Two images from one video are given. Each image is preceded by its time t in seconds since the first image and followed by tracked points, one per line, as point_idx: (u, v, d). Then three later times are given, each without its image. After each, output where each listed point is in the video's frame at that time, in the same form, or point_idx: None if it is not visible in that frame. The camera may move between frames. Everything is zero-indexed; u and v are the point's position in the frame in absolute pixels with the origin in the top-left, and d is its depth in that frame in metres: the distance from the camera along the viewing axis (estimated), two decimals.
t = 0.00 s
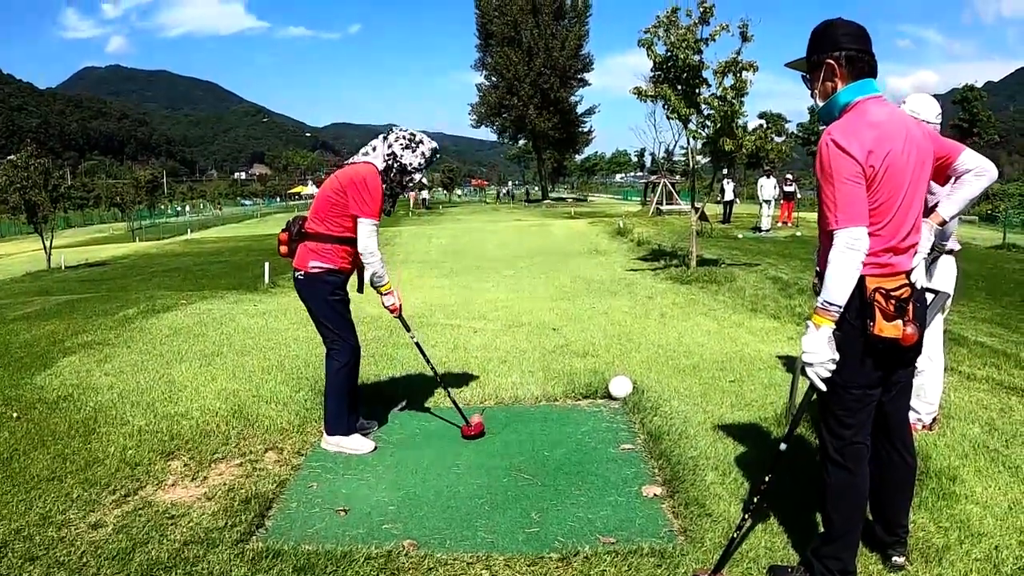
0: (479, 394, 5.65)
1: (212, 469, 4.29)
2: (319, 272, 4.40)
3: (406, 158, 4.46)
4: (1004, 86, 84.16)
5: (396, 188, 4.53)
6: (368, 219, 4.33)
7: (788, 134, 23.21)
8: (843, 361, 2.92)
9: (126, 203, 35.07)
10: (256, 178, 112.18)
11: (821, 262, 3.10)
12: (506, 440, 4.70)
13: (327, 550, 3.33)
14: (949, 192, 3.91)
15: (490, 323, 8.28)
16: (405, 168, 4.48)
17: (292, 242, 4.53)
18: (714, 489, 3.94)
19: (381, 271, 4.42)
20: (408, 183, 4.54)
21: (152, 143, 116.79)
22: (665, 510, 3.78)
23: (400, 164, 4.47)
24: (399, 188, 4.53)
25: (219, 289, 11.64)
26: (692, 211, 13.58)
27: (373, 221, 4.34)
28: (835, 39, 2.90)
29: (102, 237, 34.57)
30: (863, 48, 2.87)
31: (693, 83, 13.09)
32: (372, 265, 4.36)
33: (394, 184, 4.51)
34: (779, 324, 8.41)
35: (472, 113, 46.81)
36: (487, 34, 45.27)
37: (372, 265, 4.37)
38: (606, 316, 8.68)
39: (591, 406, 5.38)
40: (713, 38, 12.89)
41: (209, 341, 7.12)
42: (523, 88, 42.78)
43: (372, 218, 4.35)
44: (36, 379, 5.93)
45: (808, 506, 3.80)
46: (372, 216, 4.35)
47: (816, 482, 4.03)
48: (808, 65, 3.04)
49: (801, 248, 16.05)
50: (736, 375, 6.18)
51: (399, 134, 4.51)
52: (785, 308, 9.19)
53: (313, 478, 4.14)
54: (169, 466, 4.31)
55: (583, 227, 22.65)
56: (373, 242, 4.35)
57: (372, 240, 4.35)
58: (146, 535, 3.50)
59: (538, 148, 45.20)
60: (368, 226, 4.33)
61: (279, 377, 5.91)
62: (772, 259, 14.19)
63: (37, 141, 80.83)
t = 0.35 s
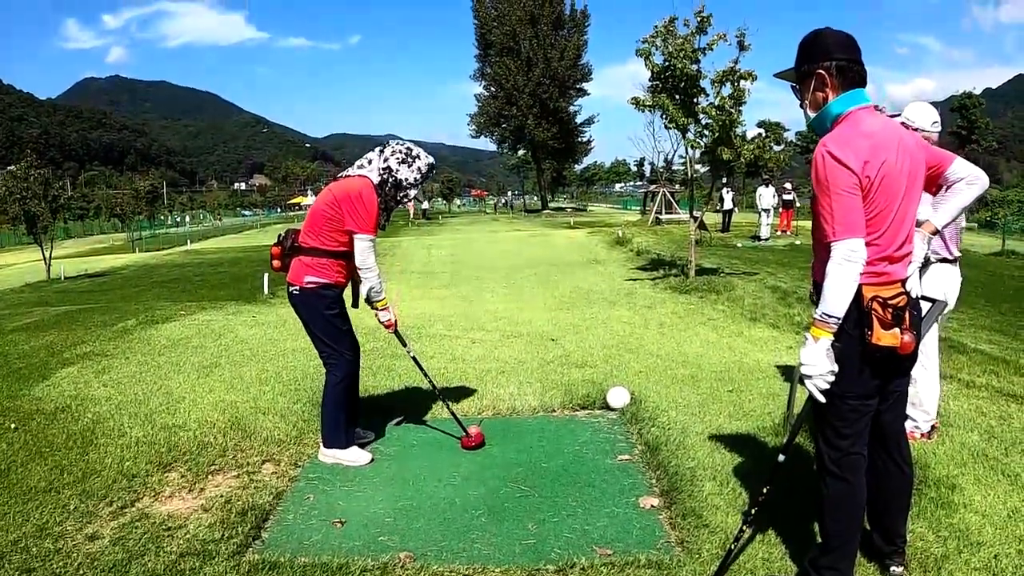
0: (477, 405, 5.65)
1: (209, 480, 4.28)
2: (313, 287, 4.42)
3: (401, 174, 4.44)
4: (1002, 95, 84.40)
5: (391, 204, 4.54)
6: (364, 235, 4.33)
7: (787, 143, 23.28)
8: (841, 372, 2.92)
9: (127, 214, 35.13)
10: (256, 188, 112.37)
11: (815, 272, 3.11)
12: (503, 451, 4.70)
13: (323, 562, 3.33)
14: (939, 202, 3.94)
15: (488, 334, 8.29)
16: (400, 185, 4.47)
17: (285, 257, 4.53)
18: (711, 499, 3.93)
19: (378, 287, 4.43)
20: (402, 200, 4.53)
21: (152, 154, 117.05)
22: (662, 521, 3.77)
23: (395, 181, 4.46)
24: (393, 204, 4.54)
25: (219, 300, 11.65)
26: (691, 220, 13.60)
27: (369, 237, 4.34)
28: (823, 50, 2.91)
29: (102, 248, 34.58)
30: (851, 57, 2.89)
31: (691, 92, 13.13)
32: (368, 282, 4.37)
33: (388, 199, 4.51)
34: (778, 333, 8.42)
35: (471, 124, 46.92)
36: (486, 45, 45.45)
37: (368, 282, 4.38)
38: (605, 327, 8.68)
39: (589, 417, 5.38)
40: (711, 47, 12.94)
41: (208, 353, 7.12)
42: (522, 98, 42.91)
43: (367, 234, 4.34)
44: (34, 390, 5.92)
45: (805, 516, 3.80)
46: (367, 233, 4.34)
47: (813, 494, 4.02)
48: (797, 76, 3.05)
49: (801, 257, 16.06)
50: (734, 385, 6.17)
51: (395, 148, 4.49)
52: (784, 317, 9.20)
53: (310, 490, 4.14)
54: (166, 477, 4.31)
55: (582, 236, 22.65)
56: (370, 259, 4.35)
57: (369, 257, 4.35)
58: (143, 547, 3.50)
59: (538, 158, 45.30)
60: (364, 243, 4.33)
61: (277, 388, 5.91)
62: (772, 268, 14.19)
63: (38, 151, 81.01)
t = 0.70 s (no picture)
0: (474, 416, 5.66)
1: (207, 492, 4.29)
2: (308, 298, 4.45)
3: (398, 190, 4.44)
4: (996, 105, 84.95)
5: (389, 218, 4.54)
6: (357, 247, 4.36)
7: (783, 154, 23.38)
8: (838, 384, 2.94)
9: (125, 224, 35.13)
10: (254, 199, 112.46)
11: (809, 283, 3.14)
12: (500, 462, 4.72)
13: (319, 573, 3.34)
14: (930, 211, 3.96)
15: (486, 345, 8.30)
16: (396, 200, 4.47)
17: (285, 268, 4.61)
18: (708, 510, 3.95)
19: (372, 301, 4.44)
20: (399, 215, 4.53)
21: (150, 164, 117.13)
22: (658, 531, 3.79)
23: (392, 196, 4.46)
24: (391, 217, 4.54)
25: (216, 311, 11.66)
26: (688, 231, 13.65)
27: (363, 250, 4.37)
28: (810, 65, 2.96)
29: (100, 258, 34.58)
30: (838, 71, 2.92)
31: (687, 103, 13.21)
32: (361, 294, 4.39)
33: (385, 213, 4.51)
34: (774, 343, 8.45)
35: (468, 134, 47.07)
36: (483, 56, 45.65)
37: (362, 295, 4.40)
38: (602, 337, 8.70)
39: (585, 428, 5.40)
40: (707, 58, 13.02)
41: (206, 364, 7.13)
42: (519, 109, 43.06)
43: (361, 247, 4.36)
44: (31, 401, 5.92)
45: (802, 526, 3.81)
46: (361, 245, 4.37)
47: (808, 504, 4.04)
48: (786, 90, 3.09)
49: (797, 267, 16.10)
50: (730, 395, 6.19)
51: (393, 163, 4.50)
52: (780, 327, 9.22)
53: (308, 501, 4.15)
54: (164, 488, 4.31)
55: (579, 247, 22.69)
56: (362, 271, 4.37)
57: (362, 269, 4.38)
58: (141, 558, 3.51)
59: (535, 168, 45.42)
60: (358, 255, 4.36)
61: (273, 400, 5.92)
62: (769, 278, 14.23)
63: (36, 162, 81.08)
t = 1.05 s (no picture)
0: (473, 426, 5.64)
1: (206, 502, 4.27)
2: (305, 306, 4.47)
3: (396, 204, 4.43)
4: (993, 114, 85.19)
5: (389, 231, 4.50)
6: (354, 257, 4.34)
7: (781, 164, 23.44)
8: (839, 392, 2.93)
9: (123, 236, 35.11)
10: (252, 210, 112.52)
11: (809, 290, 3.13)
12: (499, 472, 4.70)
13: None
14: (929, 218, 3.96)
15: (484, 356, 8.28)
16: (395, 214, 4.45)
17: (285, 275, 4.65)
18: (708, 519, 3.92)
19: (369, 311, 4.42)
20: (398, 228, 4.50)
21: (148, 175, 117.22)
22: (659, 541, 3.77)
23: (391, 209, 4.44)
24: (392, 230, 4.50)
25: (214, 322, 11.65)
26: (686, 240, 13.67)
27: (360, 259, 4.35)
28: (809, 72, 2.96)
29: (98, 270, 34.56)
30: (837, 79, 2.92)
31: (685, 113, 13.26)
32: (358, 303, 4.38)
33: (386, 226, 4.47)
34: (774, 352, 8.43)
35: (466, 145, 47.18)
36: (481, 67, 45.81)
37: (358, 304, 4.38)
38: (601, 347, 8.69)
39: (585, 438, 5.39)
40: (705, 68, 13.07)
41: (204, 375, 7.10)
42: (517, 120, 43.18)
43: (358, 256, 4.35)
44: (28, 412, 5.90)
45: (803, 535, 3.79)
46: (358, 255, 4.35)
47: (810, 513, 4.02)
48: (786, 98, 3.09)
49: (796, 276, 16.11)
50: (730, 404, 6.17)
51: (394, 176, 4.50)
52: (779, 336, 9.22)
53: (307, 512, 4.12)
54: (162, 499, 4.29)
55: (578, 257, 22.71)
56: (359, 280, 4.35)
57: (358, 279, 4.36)
58: (138, 569, 3.48)
59: (534, 178, 45.50)
60: (354, 264, 4.34)
61: (272, 411, 5.90)
62: (767, 288, 14.23)
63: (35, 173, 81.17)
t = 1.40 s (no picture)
0: (473, 425, 5.64)
1: (205, 502, 4.26)
2: (301, 309, 4.46)
3: (393, 205, 4.42)
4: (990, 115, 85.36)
5: (386, 233, 4.52)
6: (353, 261, 4.33)
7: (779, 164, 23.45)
8: (840, 390, 2.93)
9: (121, 236, 35.06)
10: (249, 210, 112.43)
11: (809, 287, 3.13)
12: (499, 471, 4.69)
13: None
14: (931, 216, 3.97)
15: (483, 355, 8.28)
16: (392, 216, 4.44)
17: (280, 277, 4.62)
18: (709, 517, 3.92)
19: (365, 315, 4.41)
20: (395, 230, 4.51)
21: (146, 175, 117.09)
22: (661, 540, 3.76)
23: (387, 211, 4.43)
24: (389, 231, 4.52)
25: (213, 322, 11.63)
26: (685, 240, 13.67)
27: (358, 263, 4.34)
28: (810, 70, 2.96)
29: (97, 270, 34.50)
30: (839, 77, 2.92)
31: (684, 112, 13.27)
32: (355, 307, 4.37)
33: (383, 227, 4.49)
34: (773, 351, 8.42)
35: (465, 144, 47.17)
36: (479, 67, 45.79)
37: (355, 308, 4.38)
38: (600, 347, 8.69)
39: (585, 437, 5.38)
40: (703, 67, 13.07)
41: (203, 374, 7.09)
42: (515, 120, 43.17)
43: (355, 260, 4.34)
44: (28, 411, 5.88)
45: (803, 534, 3.79)
46: (356, 259, 4.34)
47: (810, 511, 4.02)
48: (787, 96, 3.09)
49: (794, 275, 16.11)
50: (730, 403, 6.17)
51: (391, 177, 4.49)
52: (778, 335, 9.22)
53: (307, 511, 4.12)
54: (162, 498, 4.28)
55: (576, 257, 22.71)
56: (357, 285, 4.34)
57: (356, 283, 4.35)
58: (138, 568, 3.47)
59: (532, 178, 45.50)
60: (352, 268, 4.33)
61: (271, 410, 5.89)
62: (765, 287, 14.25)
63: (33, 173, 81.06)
